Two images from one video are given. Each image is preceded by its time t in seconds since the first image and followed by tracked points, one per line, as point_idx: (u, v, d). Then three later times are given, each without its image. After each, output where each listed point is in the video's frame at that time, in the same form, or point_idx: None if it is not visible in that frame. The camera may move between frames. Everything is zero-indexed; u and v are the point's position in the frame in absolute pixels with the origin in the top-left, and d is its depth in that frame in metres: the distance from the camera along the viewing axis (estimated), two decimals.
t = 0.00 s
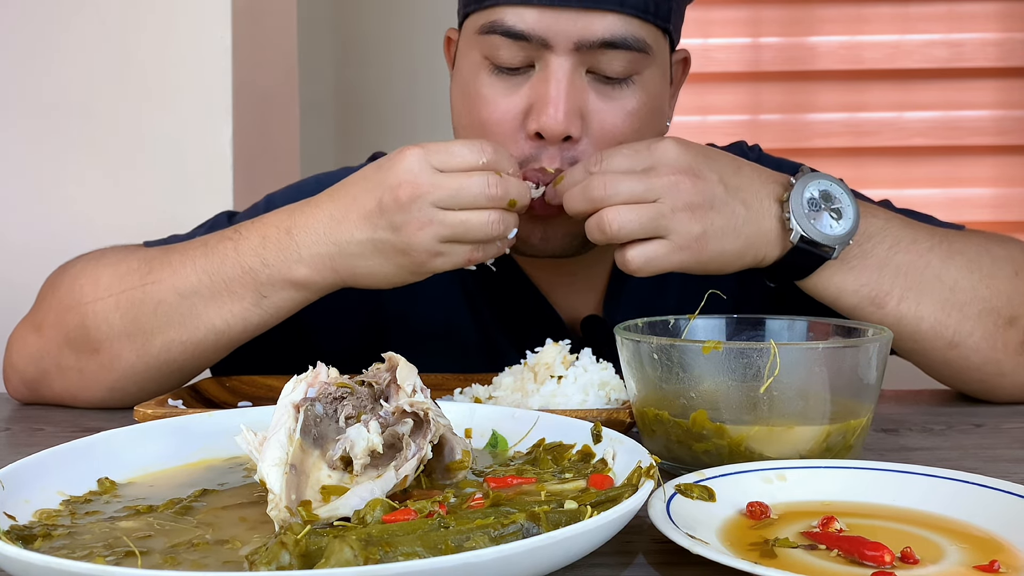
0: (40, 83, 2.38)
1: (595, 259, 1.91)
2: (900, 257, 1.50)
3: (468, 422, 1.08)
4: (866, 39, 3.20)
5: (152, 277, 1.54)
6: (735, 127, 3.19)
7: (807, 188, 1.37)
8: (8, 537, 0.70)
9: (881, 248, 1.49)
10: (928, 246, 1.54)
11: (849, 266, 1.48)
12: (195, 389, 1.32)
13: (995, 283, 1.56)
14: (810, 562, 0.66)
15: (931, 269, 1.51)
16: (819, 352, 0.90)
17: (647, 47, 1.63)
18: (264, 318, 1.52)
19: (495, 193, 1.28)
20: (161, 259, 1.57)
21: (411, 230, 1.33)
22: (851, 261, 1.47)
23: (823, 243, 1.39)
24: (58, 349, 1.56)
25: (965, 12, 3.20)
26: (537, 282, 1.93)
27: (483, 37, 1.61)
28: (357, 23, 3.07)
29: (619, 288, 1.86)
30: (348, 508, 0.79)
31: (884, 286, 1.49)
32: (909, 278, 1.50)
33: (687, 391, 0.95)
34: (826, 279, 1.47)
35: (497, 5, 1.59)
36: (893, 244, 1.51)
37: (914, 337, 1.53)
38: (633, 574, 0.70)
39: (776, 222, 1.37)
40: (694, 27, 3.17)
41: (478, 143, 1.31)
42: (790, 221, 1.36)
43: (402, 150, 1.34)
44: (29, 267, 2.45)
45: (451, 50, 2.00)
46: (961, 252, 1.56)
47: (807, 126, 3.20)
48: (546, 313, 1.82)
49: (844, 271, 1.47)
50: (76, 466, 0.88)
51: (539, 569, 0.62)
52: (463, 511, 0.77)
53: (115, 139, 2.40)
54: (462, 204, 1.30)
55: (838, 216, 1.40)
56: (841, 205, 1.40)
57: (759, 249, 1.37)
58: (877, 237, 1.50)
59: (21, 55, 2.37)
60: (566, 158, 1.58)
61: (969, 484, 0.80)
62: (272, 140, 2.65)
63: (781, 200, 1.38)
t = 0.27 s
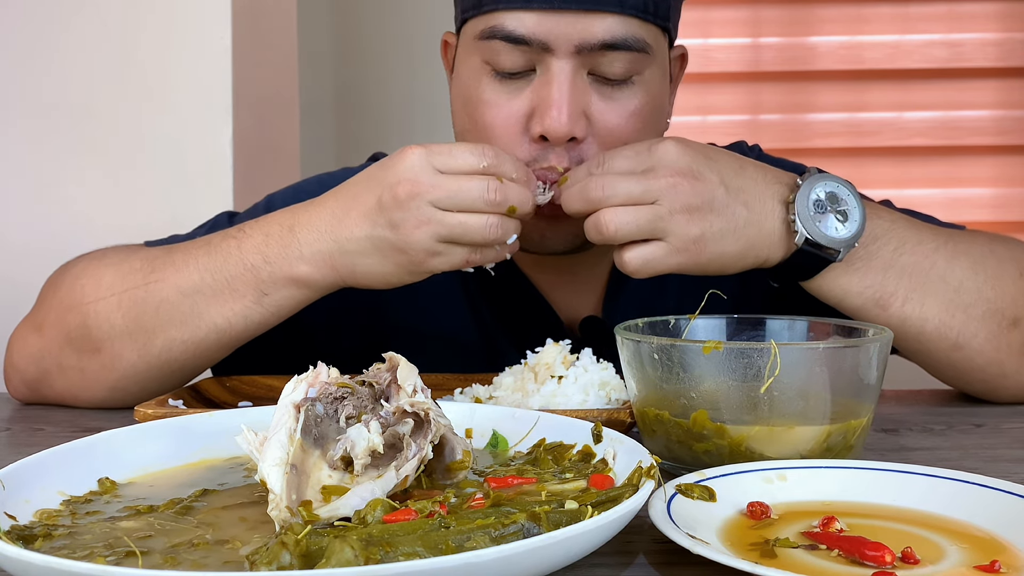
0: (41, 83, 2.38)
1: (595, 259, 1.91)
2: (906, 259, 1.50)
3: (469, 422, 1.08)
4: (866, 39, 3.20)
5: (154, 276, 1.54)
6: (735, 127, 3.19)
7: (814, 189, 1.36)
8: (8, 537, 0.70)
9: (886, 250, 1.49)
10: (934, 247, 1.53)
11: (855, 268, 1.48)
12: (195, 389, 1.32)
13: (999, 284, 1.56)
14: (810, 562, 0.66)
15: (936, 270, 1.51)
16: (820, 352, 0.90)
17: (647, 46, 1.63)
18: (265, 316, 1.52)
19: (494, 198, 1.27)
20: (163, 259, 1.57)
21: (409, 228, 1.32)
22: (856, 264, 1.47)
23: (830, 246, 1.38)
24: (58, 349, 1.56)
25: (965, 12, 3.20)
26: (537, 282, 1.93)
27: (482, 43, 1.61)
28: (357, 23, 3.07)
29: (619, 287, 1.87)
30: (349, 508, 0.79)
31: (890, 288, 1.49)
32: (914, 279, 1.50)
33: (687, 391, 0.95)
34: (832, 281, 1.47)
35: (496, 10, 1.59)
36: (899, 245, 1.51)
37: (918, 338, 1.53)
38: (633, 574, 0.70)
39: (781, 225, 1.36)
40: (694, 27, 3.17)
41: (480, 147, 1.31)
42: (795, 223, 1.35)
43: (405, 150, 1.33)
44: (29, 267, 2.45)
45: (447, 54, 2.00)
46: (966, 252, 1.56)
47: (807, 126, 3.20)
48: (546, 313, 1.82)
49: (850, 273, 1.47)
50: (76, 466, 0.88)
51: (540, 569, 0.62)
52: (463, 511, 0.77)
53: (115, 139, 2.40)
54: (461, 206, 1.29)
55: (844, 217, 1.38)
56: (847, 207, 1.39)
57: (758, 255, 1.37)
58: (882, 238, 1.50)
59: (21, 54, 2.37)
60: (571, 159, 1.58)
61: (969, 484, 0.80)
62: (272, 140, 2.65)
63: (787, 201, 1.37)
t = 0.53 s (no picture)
0: (41, 83, 2.38)
1: (595, 259, 1.91)
2: (907, 259, 1.50)
3: (469, 422, 1.08)
4: (866, 39, 3.20)
5: (159, 274, 1.54)
6: (735, 127, 3.19)
7: (815, 190, 1.36)
8: (8, 537, 0.70)
9: (887, 250, 1.49)
10: (934, 248, 1.53)
11: (856, 268, 1.47)
12: (195, 389, 1.32)
13: (1000, 284, 1.56)
14: (810, 562, 0.66)
15: (936, 271, 1.51)
16: (820, 353, 0.90)
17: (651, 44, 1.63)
18: (271, 313, 1.52)
19: (491, 191, 1.26)
20: (168, 257, 1.57)
21: (406, 221, 1.32)
22: (857, 264, 1.47)
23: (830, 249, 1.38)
24: (60, 347, 1.56)
25: (965, 12, 3.20)
26: (537, 282, 1.93)
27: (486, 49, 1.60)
28: (358, 23, 3.07)
29: (619, 287, 1.87)
30: (349, 508, 0.79)
31: (891, 288, 1.49)
32: (915, 280, 1.50)
33: (687, 391, 0.95)
34: (833, 282, 1.47)
35: (497, 16, 1.59)
36: (899, 245, 1.51)
37: (920, 338, 1.53)
38: (633, 574, 0.70)
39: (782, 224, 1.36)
40: (694, 27, 3.17)
41: (481, 141, 1.30)
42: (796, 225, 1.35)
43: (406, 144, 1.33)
44: (30, 267, 2.45)
45: (443, 62, 1.99)
46: (966, 253, 1.56)
47: (807, 126, 3.20)
48: (547, 314, 1.82)
49: (852, 274, 1.47)
50: (76, 466, 0.88)
51: (540, 569, 0.62)
52: (463, 511, 0.77)
53: (115, 138, 2.40)
54: (457, 199, 1.28)
55: (845, 219, 1.38)
56: (849, 208, 1.39)
57: (753, 254, 1.37)
58: (884, 239, 1.50)
59: (22, 54, 2.37)
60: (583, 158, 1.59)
61: (969, 484, 0.80)
62: (272, 140, 2.65)
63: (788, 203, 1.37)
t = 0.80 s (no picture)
0: (41, 84, 2.38)
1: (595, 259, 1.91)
2: (917, 262, 1.51)
3: (469, 422, 1.08)
4: (866, 39, 3.20)
5: (153, 283, 1.54)
6: (735, 127, 3.19)
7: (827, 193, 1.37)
8: (9, 537, 0.70)
9: (897, 254, 1.50)
10: (940, 252, 1.54)
11: (873, 273, 1.47)
12: (195, 389, 1.32)
13: (1005, 286, 1.57)
14: (811, 562, 0.66)
15: (945, 274, 1.52)
16: (820, 352, 0.91)
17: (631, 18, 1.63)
18: (262, 327, 1.51)
19: (447, 228, 1.19)
20: (162, 265, 1.57)
21: (365, 252, 1.27)
22: (873, 269, 1.47)
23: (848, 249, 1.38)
24: (59, 350, 1.56)
25: (965, 12, 3.20)
26: (538, 282, 1.93)
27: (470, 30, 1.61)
28: (358, 23, 3.07)
29: (622, 286, 1.88)
30: (349, 508, 0.79)
31: (904, 292, 1.49)
32: (926, 284, 1.50)
33: (687, 391, 0.95)
34: (851, 287, 1.46)
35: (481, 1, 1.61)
36: (908, 249, 1.51)
37: (931, 343, 1.53)
38: (634, 574, 0.70)
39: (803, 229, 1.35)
40: (694, 27, 3.17)
41: (454, 167, 1.20)
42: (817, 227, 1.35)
43: (374, 168, 1.26)
44: (30, 267, 2.45)
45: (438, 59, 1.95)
46: (970, 256, 1.57)
47: (807, 126, 3.20)
48: (547, 313, 1.84)
49: (868, 279, 1.47)
50: (76, 466, 0.88)
51: (541, 569, 0.62)
52: (464, 511, 0.77)
53: (114, 138, 2.40)
54: (414, 234, 1.22)
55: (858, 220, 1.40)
56: (859, 210, 1.41)
57: (782, 264, 1.34)
58: (892, 243, 1.51)
59: (22, 54, 2.37)
60: (566, 135, 1.59)
61: (970, 484, 0.80)
62: (271, 140, 2.65)
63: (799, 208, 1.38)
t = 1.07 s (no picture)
0: (42, 84, 2.38)
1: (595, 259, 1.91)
2: (897, 258, 1.55)
3: (468, 422, 1.08)
4: (866, 39, 3.20)
5: (154, 282, 1.54)
6: (735, 127, 3.19)
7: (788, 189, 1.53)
8: (8, 537, 0.70)
9: (876, 249, 1.55)
10: (918, 249, 1.59)
11: (855, 266, 1.51)
12: (195, 389, 1.32)
13: (989, 283, 1.57)
14: (810, 562, 0.66)
15: (927, 270, 1.55)
16: (819, 353, 0.90)
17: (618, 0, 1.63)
18: (268, 325, 1.51)
19: (451, 237, 1.20)
20: (163, 264, 1.57)
21: (369, 262, 1.27)
22: (859, 261, 1.52)
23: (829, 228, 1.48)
24: (60, 349, 1.56)
25: (965, 12, 3.20)
26: (537, 282, 1.94)
27: (460, 13, 1.63)
28: (359, 24, 3.08)
29: (621, 284, 1.89)
30: (348, 508, 0.79)
31: (889, 287, 1.51)
32: (909, 279, 1.53)
33: (687, 391, 0.95)
34: (836, 281, 1.49)
35: None
36: (886, 246, 1.57)
37: (924, 341, 1.53)
38: (633, 574, 0.70)
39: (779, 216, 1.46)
40: (694, 27, 3.17)
41: (449, 169, 1.20)
42: (792, 209, 1.46)
43: (369, 177, 1.25)
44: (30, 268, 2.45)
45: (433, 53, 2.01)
46: (952, 256, 1.60)
47: (807, 126, 3.20)
48: (547, 313, 1.85)
49: (851, 272, 1.50)
50: (76, 467, 0.88)
51: (540, 569, 0.62)
52: (463, 511, 0.77)
53: (115, 138, 2.40)
54: (419, 242, 1.23)
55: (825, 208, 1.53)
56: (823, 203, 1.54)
57: (773, 245, 1.41)
58: (868, 239, 1.57)
59: (23, 54, 2.37)
60: (552, 114, 1.59)
61: (969, 484, 0.80)
62: (271, 140, 2.65)
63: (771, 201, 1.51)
